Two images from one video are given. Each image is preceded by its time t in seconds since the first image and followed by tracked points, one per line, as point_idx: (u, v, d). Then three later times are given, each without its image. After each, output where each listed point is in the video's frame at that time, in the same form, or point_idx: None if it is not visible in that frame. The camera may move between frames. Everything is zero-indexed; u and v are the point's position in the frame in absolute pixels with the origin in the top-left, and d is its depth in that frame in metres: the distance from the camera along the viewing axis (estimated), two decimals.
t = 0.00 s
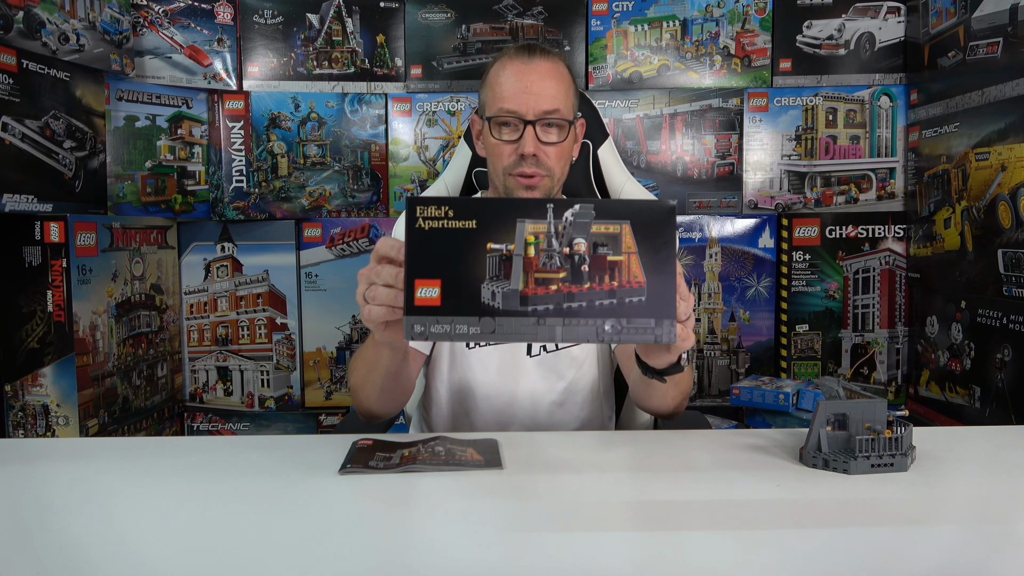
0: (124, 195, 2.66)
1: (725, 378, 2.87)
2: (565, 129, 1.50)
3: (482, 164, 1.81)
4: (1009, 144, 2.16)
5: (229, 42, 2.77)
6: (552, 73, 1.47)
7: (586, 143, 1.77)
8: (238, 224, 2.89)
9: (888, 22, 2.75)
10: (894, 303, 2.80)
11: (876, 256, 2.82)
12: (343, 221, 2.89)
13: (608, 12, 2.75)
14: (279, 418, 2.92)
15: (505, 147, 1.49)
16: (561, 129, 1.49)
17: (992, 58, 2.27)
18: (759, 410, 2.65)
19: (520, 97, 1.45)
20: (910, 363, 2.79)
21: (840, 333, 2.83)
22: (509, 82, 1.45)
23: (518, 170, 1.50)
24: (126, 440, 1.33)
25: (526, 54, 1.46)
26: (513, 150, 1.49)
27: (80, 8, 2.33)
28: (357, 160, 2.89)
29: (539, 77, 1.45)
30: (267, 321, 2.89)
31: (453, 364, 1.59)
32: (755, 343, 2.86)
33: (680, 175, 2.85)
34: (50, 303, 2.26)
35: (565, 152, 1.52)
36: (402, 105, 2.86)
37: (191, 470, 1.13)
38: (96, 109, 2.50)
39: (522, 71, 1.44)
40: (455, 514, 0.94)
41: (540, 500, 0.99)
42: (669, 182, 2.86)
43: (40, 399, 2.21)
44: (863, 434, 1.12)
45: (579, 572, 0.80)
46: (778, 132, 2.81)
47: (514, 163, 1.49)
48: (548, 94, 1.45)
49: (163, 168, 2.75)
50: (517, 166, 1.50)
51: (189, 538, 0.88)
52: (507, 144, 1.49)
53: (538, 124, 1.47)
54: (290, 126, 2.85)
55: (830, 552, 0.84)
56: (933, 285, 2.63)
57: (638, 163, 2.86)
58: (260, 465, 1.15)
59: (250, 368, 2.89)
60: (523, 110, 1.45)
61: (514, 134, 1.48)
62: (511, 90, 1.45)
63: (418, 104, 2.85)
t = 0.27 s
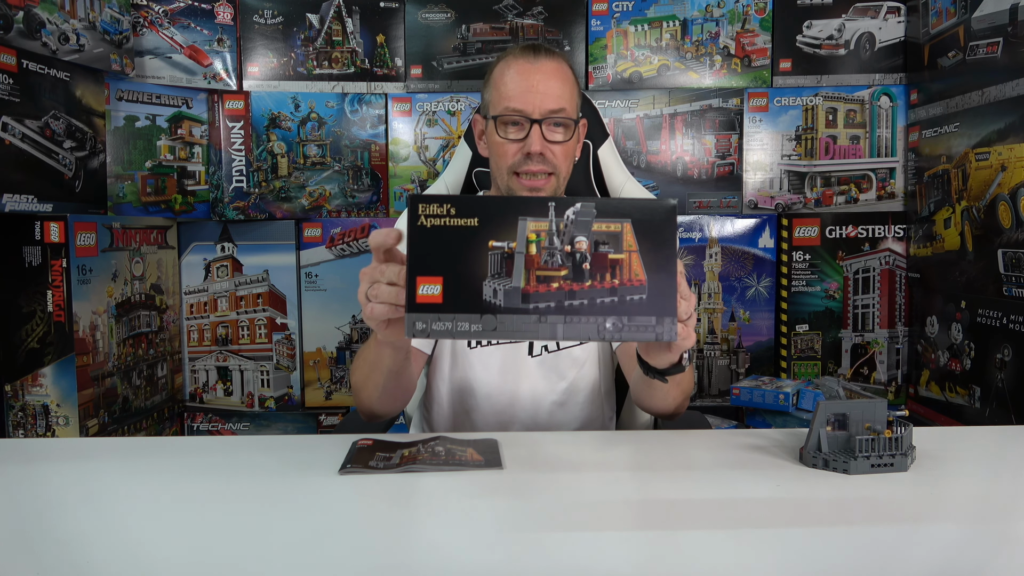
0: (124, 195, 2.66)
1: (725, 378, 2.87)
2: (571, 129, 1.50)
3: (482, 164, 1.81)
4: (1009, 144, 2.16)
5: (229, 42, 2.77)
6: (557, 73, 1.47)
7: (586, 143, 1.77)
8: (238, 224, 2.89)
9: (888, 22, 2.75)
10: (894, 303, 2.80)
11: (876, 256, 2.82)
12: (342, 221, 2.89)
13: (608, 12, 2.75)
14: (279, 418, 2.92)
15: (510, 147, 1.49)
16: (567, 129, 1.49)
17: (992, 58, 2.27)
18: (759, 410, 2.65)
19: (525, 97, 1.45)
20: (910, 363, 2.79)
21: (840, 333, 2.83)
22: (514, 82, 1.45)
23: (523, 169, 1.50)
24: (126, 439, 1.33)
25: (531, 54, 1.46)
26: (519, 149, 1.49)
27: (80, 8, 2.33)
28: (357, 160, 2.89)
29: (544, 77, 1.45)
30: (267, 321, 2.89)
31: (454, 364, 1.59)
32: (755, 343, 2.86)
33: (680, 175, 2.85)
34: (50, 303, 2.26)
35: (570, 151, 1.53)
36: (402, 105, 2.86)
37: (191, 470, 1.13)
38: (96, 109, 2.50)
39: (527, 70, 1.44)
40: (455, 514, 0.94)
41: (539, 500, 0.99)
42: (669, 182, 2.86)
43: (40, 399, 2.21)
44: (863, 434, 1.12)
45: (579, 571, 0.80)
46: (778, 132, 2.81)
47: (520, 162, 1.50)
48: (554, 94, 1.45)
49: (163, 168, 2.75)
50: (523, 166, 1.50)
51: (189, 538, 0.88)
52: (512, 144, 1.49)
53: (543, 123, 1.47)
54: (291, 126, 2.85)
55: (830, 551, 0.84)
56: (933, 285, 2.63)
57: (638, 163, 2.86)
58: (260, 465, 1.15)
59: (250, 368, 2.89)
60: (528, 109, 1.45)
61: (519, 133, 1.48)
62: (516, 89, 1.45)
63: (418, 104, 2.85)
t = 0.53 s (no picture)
0: (124, 195, 2.66)
1: (725, 378, 2.87)
2: (575, 130, 1.50)
3: (482, 164, 1.81)
4: (1009, 144, 2.16)
5: (230, 42, 2.77)
6: (562, 74, 1.47)
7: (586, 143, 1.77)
8: (238, 224, 2.89)
9: (888, 22, 2.75)
10: (894, 303, 2.80)
11: (876, 256, 2.83)
12: (342, 221, 2.89)
13: (608, 12, 2.75)
14: (279, 418, 2.92)
15: (515, 148, 1.49)
16: (571, 131, 1.49)
17: (992, 58, 2.27)
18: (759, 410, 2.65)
19: (531, 98, 1.45)
20: (910, 363, 2.79)
21: (840, 333, 2.83)
22: (520, 83, 1.45)
23: (528, 170, 1.50)
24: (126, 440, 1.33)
25: (536, 56, 1.46)
26: (524, 151, 1.49)
27: (80, 8, 2.33)
28: (357, 160, 2.88)
29: (549, 78, 1.45)
30: (267, 321, 2.89)
31: (455, 365, 1.59)
32: (755, 343, 2.86)
33: (680, 175, 2.85)
34: (50, 303, 2.26)
35: (574, 152, 1.53)
36: (402, 105, 2.86)
37: (190, 470, 1.13)
38: (96, 109, 2.50)
39: (532, 72, 1.44)
40: (455, 513, 0.94)
41: (540, 500, 0.99)
42: (669, 182, 2.86)
43: (40, 399, 2.21)
44: (863, 434, 1.12)
45: (579, 571, 0.80)
46: (778, 132, 2.81)
47: (525, 163, 1.50)
48: (559, 96, 1.45)
49: (163, 168, 2.75)
50: (528, 167, 1.50)
51: (189, 538, 0.88)
52: (517, 145, 1.49)
53: (549, 125, 1.47)
54: (291, 126, 2.85)
55: (830, 550, 0.84)
56: (933, 285, 2.63)
57: (638, 163, 2.86)
58: (260, 465, 1.15)
59: (250, 368, 2.89)
60: (534, 110, 1.45)
61: (525, 135, 1.48)
62: (522, 90, 1.45)
63: (418, 104, 2.85)
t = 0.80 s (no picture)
0: (124, 195, 2.66)
1: (725, 378, 2.87)
2: (575, 133, 1.50)
3: (482, 164, 1.81)
4: (1009, 144, 2.16)
5: (230, 42, 2.78)
6: (562, 77, 1.47)
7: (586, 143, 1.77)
8: (238, 224, 2.89)
9: (888, 22, 2.75)
10: (894, 303, 2.80)
11: (876, 256, 2.82)
12: (342, 221, 2.89)
13: (608, 12, 2.75)
14: (279, 418, 2.92)
15: (515, 150, 1.49)
16: (571, 133, 1.49)
17: (992, 58, 2.27)
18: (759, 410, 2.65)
19: (531, 101, 1.45)
20: (910, 364, 2.79)
21: (840, 333, 2.83)
22: (520, 87, 1.45)
23: (528, 173, 1.50)
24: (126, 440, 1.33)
25: (536, 58, 1.45)
26: (524, 153, 1.49)
27: (80, 8, 2.33)
28: (357, 160, 2.88)
29: (549, 81, 1.45)
30: (267, 321, 2.89)
31: (455, 364, 1.59)
32: (755, 343, 2.86)
33: (680, 175, 2.85)
34: (50, 303, 2.26)
35: (574, 154, 1.53)
36: (402, 105, 2.86)
37: (190, 470, 1.13)
38: (96, 109, 2.50)
39: (532, 75, 1.44)
40: (455, 513, 0.94)
41: (539, 499, 0.99)
42: (669, 182, 2.86)
43: (40, 399, 2.21)
44: (863, 434, 1.12)
45: (579, 570, 0.80)
46: (778, 132, 2.81)
47: (525, 166, 1.50)
48: (559, 99, 1.45)
49: (163, 168, 2.75)
50: (528, 170, 1.50)
51: (189, 538, 0.88)
52: (518, 147, 1.49)
53: (549, 128, 1.47)
54: (291, 126, 2.85)
55: (831, 550, 0.84)
56: (933, 285, 2.63)
57: (638, 163, 2.86)
58: (260, 465, 1.15)
59: (250, 368, 2.89)
60: (534, 113, 1.45)
61: (525, 138, 1.48)
62: (522, 94, 1.45)
63: (418, 104, 2.85)
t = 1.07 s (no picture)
0: (124, 195, 2.66)
1: (725, 378, 2.87)
2: (569, 134, 1.49)
3: (482, 164, 1.81)
4: (1009, 144, 2.16)
5: (229, 42, 2.77)
6: (556, 77, 1.47)
7: (586, 144, 1.77)
8: (237, 224, 2.89)
9: (888, 22, 2.75)
10: (894, 303, 2.81)
11: (876, 256, 2.82)
12: (342, 221, 2.89)
13: (608, 12, 2.75)
14: (279, 418, 2.92)
15: (508, 151, 1.49)
16: (565, 134, 1.49)
17: (992, 58, 2.27)
18: (759, 410, 2.65)
19: (525, 102, 1.45)
20: (910, 363, 2.79)
21: (840, 333, 2.83)
22: (514, 87, 1.45)
23: (521, 173, 1.50)
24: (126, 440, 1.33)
25: (531, 59, 1.46)
26: (518, 154, 1.49)
27: (80, 9, 2.33)
28: (357, 160, 2.88)
29: (543, 82, 1.45)
30: (267, 321, 2.89)
31: (455, 364, 1.59)
32: (754, 343, 2.86)
33: (680, 175, 2.85)
34: (50, 303, 2.26)
35: (569, 155, 1.52)
36: (402, 105, 2.86)
37: (190, 470, 1.13)
38: (96, 109, 2.50)
39: (527, 75, 1.44)
40: (455, 513, 0.94)
41: (540, 499, 0.99)
42: (669, 182, 2.86)
43: (40, 399, 2.21)
44: (863, 434, 1.12)
45: (579, 570, 0.80)
46: (778, 132, 2.81)
47: (519, 166, 1.50)
48: (553, 99, 1.45)
49: (163, 168, 2.75)
50: (521, 170, 1.50)
51: (189, 538, 0.88)
52: (511, 148, 1.49)
53: (542, 128, 1.47)
54: (290, 126, 2.85)
55: (831, 550, 0.84)
56: (933, 285, 2.63)
57: (638, 163, 2.86)
58: (260, 465, 1.15)
59: (250, 368, 2.89)
60: (528, 114, 1.45)
61: (519, 138, 1.48)
62: (516, 94, 1.45)
63: (418, 104, 2.85)
